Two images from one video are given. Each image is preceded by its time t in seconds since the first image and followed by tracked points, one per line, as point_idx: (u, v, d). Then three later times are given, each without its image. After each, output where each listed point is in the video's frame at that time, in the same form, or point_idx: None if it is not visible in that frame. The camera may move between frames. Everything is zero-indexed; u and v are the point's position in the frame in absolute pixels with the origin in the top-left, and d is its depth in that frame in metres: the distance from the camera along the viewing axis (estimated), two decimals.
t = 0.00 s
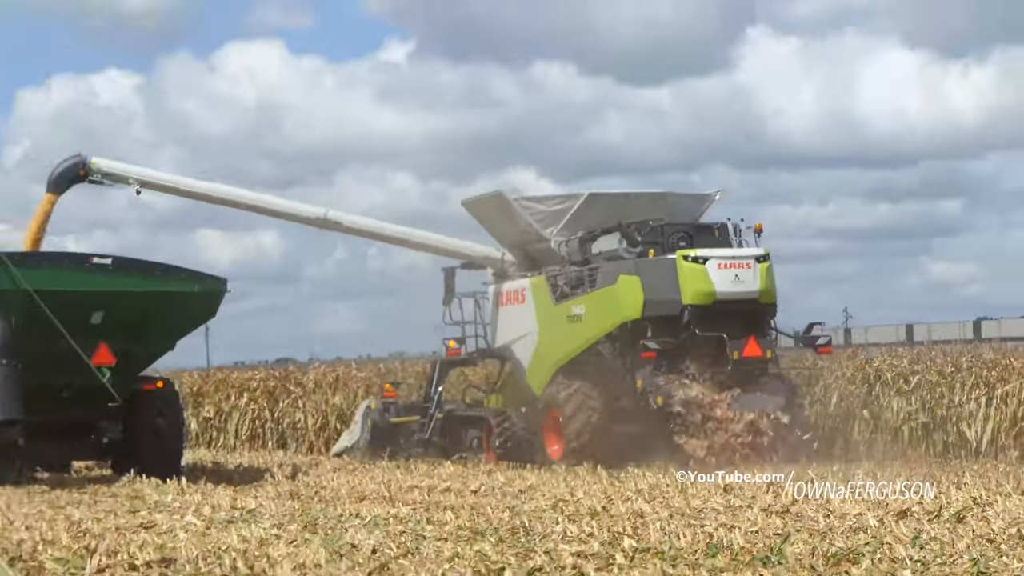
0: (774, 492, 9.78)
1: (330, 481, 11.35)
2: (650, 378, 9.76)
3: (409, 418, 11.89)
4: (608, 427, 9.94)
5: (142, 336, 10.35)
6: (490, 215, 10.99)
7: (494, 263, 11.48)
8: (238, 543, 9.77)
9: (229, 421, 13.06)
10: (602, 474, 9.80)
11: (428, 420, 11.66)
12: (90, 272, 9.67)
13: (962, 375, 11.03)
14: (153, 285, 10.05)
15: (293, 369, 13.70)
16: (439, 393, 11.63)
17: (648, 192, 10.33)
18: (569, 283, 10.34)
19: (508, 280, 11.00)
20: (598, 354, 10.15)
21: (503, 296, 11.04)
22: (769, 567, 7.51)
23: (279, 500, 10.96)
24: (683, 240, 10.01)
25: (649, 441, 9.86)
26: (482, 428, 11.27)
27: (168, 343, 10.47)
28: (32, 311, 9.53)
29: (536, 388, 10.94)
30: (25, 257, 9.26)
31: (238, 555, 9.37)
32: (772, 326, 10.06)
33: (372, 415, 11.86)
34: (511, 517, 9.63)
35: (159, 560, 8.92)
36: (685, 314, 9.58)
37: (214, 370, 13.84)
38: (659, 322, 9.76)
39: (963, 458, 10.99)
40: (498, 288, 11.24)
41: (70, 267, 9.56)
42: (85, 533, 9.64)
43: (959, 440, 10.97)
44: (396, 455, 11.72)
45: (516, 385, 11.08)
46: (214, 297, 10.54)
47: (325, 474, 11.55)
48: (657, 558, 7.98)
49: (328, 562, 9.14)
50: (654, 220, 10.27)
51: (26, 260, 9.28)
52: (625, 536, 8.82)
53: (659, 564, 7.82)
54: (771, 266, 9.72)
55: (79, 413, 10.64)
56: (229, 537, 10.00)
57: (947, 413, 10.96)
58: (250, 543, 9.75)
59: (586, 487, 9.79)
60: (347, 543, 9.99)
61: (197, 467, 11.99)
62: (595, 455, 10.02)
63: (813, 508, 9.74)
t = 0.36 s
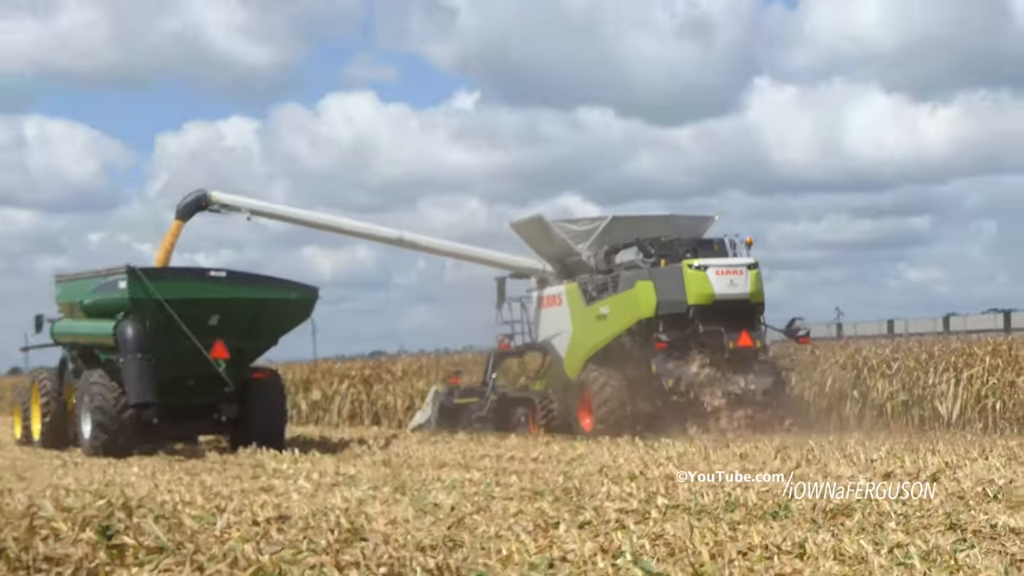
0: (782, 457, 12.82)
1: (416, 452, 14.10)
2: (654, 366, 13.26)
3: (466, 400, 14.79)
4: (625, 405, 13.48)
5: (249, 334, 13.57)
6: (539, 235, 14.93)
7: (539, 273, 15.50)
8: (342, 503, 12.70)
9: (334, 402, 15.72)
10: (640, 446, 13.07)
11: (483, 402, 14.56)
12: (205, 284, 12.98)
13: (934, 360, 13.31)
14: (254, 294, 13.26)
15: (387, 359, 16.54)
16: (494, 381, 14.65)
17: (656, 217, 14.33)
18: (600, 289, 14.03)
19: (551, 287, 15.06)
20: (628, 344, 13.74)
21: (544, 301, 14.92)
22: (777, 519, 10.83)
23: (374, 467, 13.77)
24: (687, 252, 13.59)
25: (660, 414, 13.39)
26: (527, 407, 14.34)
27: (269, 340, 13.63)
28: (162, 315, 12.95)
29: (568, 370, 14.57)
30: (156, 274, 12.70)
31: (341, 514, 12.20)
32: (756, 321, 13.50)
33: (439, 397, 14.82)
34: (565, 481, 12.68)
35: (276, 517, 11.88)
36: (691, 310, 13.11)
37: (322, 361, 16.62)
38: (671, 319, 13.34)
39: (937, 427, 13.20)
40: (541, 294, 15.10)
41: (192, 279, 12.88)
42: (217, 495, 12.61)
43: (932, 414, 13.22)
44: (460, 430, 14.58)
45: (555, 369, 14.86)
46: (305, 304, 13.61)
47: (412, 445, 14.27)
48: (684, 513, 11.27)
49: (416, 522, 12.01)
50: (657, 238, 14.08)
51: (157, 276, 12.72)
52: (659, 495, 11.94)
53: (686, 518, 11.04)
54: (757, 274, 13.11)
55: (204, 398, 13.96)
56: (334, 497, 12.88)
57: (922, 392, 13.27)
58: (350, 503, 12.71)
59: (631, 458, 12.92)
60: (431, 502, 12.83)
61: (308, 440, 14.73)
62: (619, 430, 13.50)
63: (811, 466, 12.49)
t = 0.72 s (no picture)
0: (852, 450, 13.62)
1: (500, 445, 14.82)
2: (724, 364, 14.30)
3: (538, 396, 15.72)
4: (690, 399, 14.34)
5: (331, 332, 14.59)
6: (607, 240, 16.32)
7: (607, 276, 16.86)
8: (430, 494, 13.64)
9: (420, 397, 16.83)
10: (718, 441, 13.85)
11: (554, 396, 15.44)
12: (290, 286, 14.02)
13: (998, 359, 14.02)
14: (335, 295, 14.30)
15: (472, 356, 17.45)
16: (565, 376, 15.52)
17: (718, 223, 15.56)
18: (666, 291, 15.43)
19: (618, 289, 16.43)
20: (699, 339, 14.76)
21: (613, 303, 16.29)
22: (848, 512, 11.63)
23: (460, 459, 14.60)
24: (747, 256, 14.86)
25: (724, 410, 14.29)
26: (597, 403, 15.11)
27: (349, 337, 14.63)
28: (250, 314, 14.01)
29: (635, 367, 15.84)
30: (245, 276, 13.76)
31: (428, 505, 13.18)
32: (812, 322, 14.57)
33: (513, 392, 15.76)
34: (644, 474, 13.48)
35: (367, 508, 12.86)
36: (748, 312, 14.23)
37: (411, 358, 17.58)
38: (731, 320, 14.49)
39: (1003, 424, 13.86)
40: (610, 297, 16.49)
41: (280, 281, 13.94)
42: (310, 485, 13.60)
43: (998, 411, 13.92)
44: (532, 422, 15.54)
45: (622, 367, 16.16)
46: (382, 304, 14.60)
47: (496, 440, 14.98)
48: (759, 506, 12.05)
49: (499, 513, 12.93)
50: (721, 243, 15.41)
51: (246, 278, 13.78)
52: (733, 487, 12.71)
53: (760, 510, 11.81)
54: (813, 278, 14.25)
55: (288, 394, 14.84)
56: (422, 488, 13.83)
57: (987, 391, 13.97)
58: (438, 494, 13.66)
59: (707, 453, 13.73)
60: (515, 493, 13.69)
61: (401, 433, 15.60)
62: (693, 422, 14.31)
63: (881, 460, 13.34)
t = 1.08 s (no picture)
0: (914, 449, 13.11)
1: (554, 443, 14.52)
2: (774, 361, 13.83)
3: (584, 393, 15.61)
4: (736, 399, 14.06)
5: (373, 328, 14.30)
6: (654, 235, 15.94)
7: (653, 272, 16.44)
8: (483, 494, 13.35)
9: (474, 394, 16.41)
10: (775, 441, 13.34)
11: (600, 394, 15.34)
12: (331, 281, 13.77)
13: None
14: (377, 290, 14.01)
15: (524, 352, 17.14)
16: (609, 373, 15.41)
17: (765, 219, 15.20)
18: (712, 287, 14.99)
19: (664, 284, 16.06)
20: (748, 331, 14.37)
21: (660, 299, 15.96)
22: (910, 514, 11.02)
23: (514, 459, 14.25)
24: (794, 253, 14.25)
25: (775, 410, 13.89)
26: (642, 400, 14.99)
27: (390, 332, 14.32)
28: (291, 311, 13.76)
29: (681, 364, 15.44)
30: (286, 271, 13.52)
31: (480, 504, 12.83)
32: (860, 320, 14.00)
33: (557, 388, 15.68)
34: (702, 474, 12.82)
35: (417, 508, 12.52)
36: (793, 309, 13.73)
37: (462, 354, 17.22)
38: (777, 318, 14.00)
39: None
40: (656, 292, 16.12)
41: (320, 276, 13.70)
42: (360, 485, 13.34)
43: None
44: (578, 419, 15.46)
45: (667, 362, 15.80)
46: (425, 300, 14.30)
47: (549, 437, 14.66)
48: (818, 506, 11.57)
49: (554, 513, 12.51)
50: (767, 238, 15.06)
51: (287, 274, 13.55)
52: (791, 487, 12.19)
53: (820, 512, 11.19)
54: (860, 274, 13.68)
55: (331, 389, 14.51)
56: (474, 488, 13.52)
57: None
58: (489, 493, 13.37)
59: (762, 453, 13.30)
60: (569, 493, 13.34)
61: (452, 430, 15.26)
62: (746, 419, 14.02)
63: (944, 459, 12.74)
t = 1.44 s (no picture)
0: (978, 470, 11.75)
1: (578, 463, 13.09)
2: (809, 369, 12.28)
3: (601, 407, 14.18)
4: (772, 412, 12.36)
5: (370, 337, 12.70)
6: (677, 235, 14.15)
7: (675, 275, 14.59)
8: (499, 519, 11.59)
9: (489, 408, 15.09)
10: (821, 459, 11.81)
11: (621, 408, 13.90)
12: (324, 285, 12.17)
13: None
14: (375, 295, 12.42)
15: (546, 364, 15.95)
16: (629, 385, 13.95)
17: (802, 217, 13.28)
18: (739, 293, 13.19)
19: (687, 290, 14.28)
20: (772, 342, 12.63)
21: (683, 305, 14.18)
22: (974, 541, 9.63)
23: (534, 480, 12.75)
24: (833, 254, 12.62)
25: (816, 423, 12.27)
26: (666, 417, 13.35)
27: (390, 341, 12.72)
28: (280, 318, 12.14)
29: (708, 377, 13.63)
30: (274, 274, 11.93)
31: (496, 530, 11.07)
32: (903, 328, 12.44)
33: (573, 402, 14.26)
34: (739, 497, 11.30)
35: (428, 534, 10.96)
36: (830, 316, 12.10)
37: (478, 364, 16.07)
38: (811, 325, 12.34)
39: None
40: (680, 298, 14.27)
41: (311, 279, 12.10)
42: (364, 508, 11.81)
43: None
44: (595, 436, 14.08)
45: (692, 375, 13.95)
46: (429, 304, 12.71)
47: (574, 458, 13.27)
48: (870, 534, 9.95)
49: (578, 540, 10.55)
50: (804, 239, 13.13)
51: (276, 277, 11.95)
52: (840, 511, 10.75)
53: (872, 538, 9.84)
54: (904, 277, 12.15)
55: (322, 404, 12.92)
56: (489, 512, 11.86)
57: None
58: (506, 519, 11.56)
59: (812, 468, 11.71)
60: (594, 518, 11.32)
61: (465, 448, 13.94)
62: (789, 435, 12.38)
63: (1010, 481, 11.39)
